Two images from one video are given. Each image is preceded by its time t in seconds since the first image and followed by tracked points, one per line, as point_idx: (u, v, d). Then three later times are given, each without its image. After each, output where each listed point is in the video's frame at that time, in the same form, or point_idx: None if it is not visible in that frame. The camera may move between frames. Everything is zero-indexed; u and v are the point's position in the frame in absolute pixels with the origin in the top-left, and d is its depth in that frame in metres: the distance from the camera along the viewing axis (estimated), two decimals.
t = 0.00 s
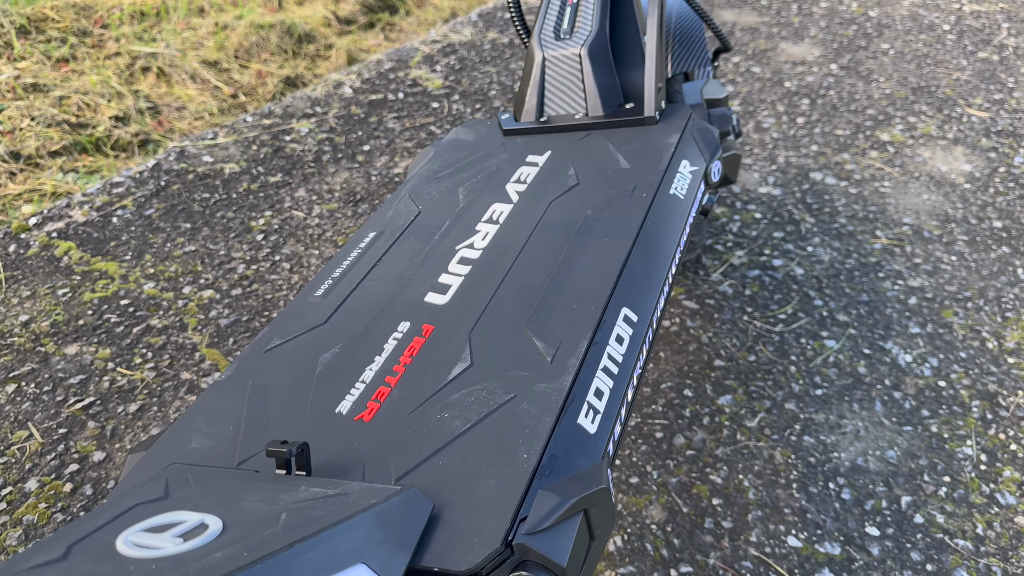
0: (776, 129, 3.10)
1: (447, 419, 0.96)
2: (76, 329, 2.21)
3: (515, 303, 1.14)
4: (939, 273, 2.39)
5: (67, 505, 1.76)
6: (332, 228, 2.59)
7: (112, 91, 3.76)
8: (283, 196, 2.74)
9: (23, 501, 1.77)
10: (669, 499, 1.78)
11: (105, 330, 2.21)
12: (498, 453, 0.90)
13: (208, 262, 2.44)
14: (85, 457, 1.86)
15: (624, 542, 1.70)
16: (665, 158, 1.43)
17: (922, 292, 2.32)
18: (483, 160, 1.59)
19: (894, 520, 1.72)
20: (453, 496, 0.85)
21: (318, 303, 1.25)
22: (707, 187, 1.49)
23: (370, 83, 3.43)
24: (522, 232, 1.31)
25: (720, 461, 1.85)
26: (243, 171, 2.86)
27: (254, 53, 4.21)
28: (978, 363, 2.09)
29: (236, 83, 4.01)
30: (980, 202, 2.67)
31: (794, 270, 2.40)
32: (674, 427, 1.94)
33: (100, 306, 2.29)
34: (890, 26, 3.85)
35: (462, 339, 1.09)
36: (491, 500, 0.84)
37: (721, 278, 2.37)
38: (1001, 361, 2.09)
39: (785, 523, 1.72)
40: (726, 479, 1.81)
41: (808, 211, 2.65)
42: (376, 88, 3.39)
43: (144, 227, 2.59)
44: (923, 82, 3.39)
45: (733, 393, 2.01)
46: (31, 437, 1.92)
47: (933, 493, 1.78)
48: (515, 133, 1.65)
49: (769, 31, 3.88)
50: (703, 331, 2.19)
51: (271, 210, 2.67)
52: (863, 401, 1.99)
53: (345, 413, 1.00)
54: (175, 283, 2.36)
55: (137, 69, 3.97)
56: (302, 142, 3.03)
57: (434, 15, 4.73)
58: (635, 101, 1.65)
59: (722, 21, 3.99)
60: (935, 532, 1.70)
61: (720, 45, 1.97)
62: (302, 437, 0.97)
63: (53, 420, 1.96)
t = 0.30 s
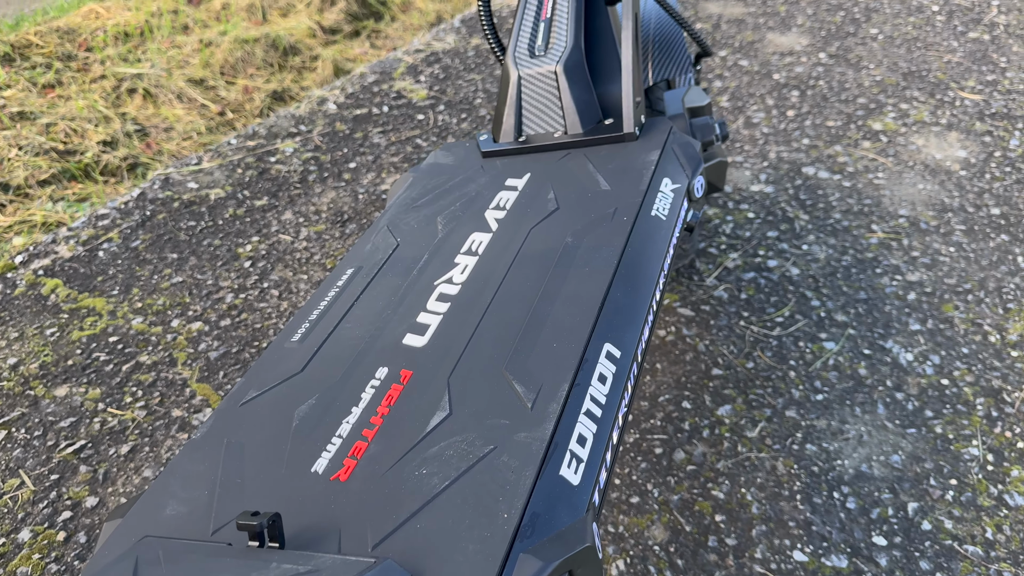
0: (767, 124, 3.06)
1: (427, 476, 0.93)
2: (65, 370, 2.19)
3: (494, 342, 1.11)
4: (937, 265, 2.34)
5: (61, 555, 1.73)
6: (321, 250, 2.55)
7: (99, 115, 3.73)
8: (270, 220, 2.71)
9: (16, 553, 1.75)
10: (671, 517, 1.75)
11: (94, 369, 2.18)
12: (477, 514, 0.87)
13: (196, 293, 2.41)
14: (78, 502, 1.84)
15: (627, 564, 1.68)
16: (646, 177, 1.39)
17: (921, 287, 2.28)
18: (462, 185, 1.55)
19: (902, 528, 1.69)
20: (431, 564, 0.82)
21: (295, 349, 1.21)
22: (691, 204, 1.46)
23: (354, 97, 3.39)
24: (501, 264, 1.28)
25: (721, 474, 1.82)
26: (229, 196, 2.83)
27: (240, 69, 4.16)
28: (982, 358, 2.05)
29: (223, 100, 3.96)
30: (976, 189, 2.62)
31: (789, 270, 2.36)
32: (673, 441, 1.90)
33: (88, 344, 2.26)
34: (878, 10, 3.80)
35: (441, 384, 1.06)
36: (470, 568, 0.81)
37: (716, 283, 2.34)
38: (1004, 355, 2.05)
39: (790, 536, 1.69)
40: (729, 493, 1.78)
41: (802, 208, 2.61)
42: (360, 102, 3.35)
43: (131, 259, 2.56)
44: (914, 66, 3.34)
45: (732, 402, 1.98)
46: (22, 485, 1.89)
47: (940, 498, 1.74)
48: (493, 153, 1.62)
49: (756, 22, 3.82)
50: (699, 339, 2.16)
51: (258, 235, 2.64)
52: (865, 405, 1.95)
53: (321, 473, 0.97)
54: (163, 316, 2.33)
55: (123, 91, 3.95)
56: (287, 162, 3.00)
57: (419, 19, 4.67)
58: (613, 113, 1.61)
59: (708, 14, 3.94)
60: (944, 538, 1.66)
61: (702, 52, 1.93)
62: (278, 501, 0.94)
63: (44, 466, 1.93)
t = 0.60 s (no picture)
0: (760, 120, 3.01)
1: (413, 539, 0.90)
2: (59, 410, 2.16)
3: (479, 387, 1.08)
4: (938, 260, 2.30)
5: None
6: (313, 273, 2.52)
7: (89, 139, 3.70)
8: (260, 244, 2.68)
9: None
10: (677, 537, 1.72)
11: (89, 408, 2.15)
12: None
13: (189, 323, 2.38)
14: (76, 548, 1.81)
15: None
16: (631, 200, 1.36)
17: (922, 283, 2.23)
18: (446, 212, 1.52)
19: (913, 538, 1.65)
20: None
21: (279, 398, 1.18)
22: (679, 222, 1.42)
23: (341, 113, 3.35)
24: (486, 299, 1.24)
25: (727, 490, 1.79)
26: (219, 221, 2.80)
27: (230, 84, 4.12)
28: (988, 355, 2.01)
29: (214, 117, 3.92)
30: (975, 177, 2.58)
31: (788, 272, 2.32)
32: (676, 457, 1.87)
33: (82, 382, 2.24)
34: None
35: (425, 435, 1.03)
36: None
37: (714, 288, 2.30)
38: (1011, 350, 2.00)
39: (800, 551, 1.65)
40: (735, 509, 1.75)
41: (798, 205, 2.57)
42: (347, 117, 3.32)
43: (122, 292, 2.54)
44: (907, 52, 3.29)
45: (735, 413, 1.95)
46: (20, 532, 1.87)
47: (951, 504, 1.70)
48: (476, 177, 1.58)
49: (745, 14, 3.77)
50: (699, 349, 2.12)
51: (249, 260, 2.61)
52: (871, 409, 1.92)
53: (305, 538, 0.94)
54: (156, 349, 2.31)
55: (114, 112, 3.92)
56: (277, 183, 2.97)
57: (407, 23, 4.62)
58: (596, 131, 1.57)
59: (696, 8, 3.88)
60: (957, 546, 1.63)
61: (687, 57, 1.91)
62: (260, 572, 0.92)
63: (41, 511, 1.91)
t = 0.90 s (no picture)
0: (757, 118, 2.97)
1: None
2: (60, 449, 2.14)
3: (474, 435, 1.04)
4: (945, 257, 2.26)
5: None
6: (310, 296, 2.50)
7: (85, 161, 3.66)
8: (257, 268, 2.65)
9: None
10: (688, 559, 1.69)
11: (89, 446, 2.13)
12: None
13: (188, 353, 2.36)
14: None
15: None
16: (625, 224, 1.32)
17: (929, 281, 2.19)
18: (438, 241, 1.48)
19: (930, 550, 1.61)
20: None
21: (270, 449, 1.15)
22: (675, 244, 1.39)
23: (334, 128, 3.32)
24: (478, 336, 1.21)
25: (738, 508, 1.75)
26: (215, 246, 2.77)
27: (223, 99, 4.08)
28: (999, 355, 1.96)
29: (209, 134, 3.88)
30: (979, 169, 2.53)
31: (792, 275, 2.28)
32: (685, 475, 1.84)
33: (82, 419, 2.21)
34: None
35: (420, 490, 1.00)
36: None
37: (717, 296, 2.26)
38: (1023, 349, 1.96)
39: (814, 570, 1.62)
40: (747, 528, 1.71)
41: (800, 205, 2.53)
42: (340, 133, 3.28)
43: (120, 323, 2.51)
44: (904, 41, 3.23)
45: (743, 427, 1.91)
46: None
47: (968, 514, 1.66)
48: (468, 202, 1.55)
49: (738, 8, 3.72)
50: (704, 360, 2.09)
51: (246, 285, 2.58)
52: (882, 417, 1.88)
53: None
54: (156, 382, 2.28)
55: (109, 133, 3.89)
56: (272, 204, 2.94)
57: (399, 30, 4.58)
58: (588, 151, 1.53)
59: (688, 4, 3.83)
60: (976, 558, 1.59)
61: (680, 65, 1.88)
62: None
63: (45, 555, 1.89)
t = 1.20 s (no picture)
0: (755, 120, 2.93)
1: None
2: (61, 487, 2.12)
3: (468, 489, 1.01)
4: (951, 259, 2.21)
5: None
6: (309, 321, 2.47)
7: (84, 183, 3.64)
8: (254, 294, 2.63)
9: None
10: None
11: (91, 484, 2.11)
12: None
13: (188, 384, 2.33)
14: None
15: None
16: (619, 255, 1.29)
17: (935, 286, 2.15)
18: (430, 273, 1.45)
19: (945, 569, 1.58)
20: None
21: (262, 504, 1.13)
22: (671, 270, 1.36)
23: (329, 146, 3.29)
24: (471, 379, 1.18)
25: (748, 530, 1.72)
26: (213, 272, 2.75)
27: (220, 115, 4.05)
28: (1010, 360, 1.92)
29: (206, 151, 3.86)
30: (982, 166, 2.49)
31: (795, 284, 2.24)
32: (693, 497, 1.81)
33: (83, 456, 2.19)
34: None
35: (414, 550, 0.97)
36: None
37: (720, 308, 2.22)
38: None
39: None
40: (757, 551, 1.68)
41: (801, 210, 2.49)
42: (335, 150, 3.26)
43: (119, 355, 2.49)
44: (902, 35, 3.19)
45: (751, 444, 1.88)
46: None
47: (982, 529, 1.63)
48: (460, 232, 1.52)
49: (733, 7, 3.67)
50: (708, 375, 2.05)
51: (244, 312, 2.56)
52: (891, 429, 1.84)
53: None
54: (156, 416, 2.26)
55: (106, 153, 3.87)
56: (268, 227, 2.91)
57: (394, 38, 4.55)
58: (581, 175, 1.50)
59: (682, 4, 3.79)
60: None
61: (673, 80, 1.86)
62: None
63: None
